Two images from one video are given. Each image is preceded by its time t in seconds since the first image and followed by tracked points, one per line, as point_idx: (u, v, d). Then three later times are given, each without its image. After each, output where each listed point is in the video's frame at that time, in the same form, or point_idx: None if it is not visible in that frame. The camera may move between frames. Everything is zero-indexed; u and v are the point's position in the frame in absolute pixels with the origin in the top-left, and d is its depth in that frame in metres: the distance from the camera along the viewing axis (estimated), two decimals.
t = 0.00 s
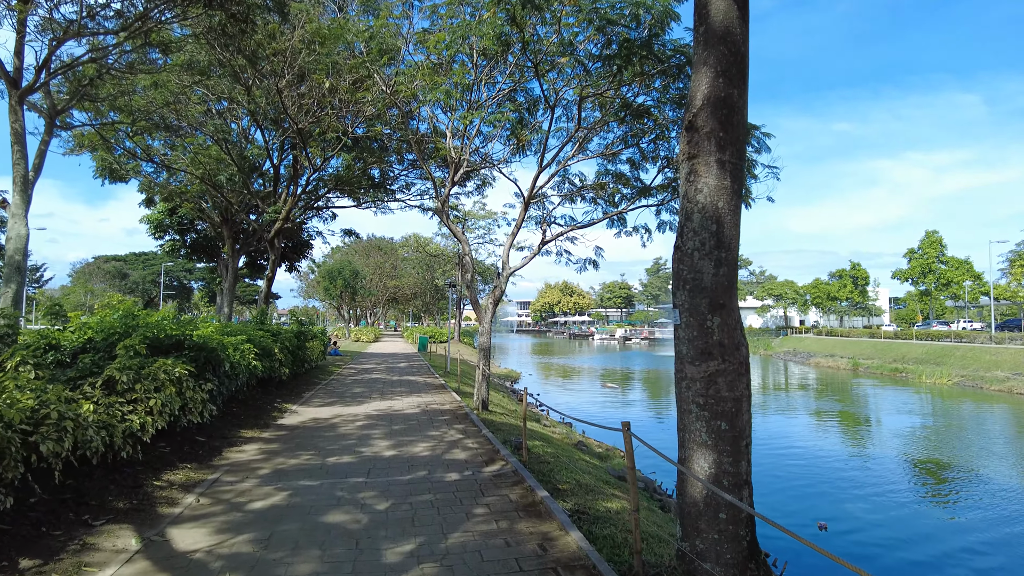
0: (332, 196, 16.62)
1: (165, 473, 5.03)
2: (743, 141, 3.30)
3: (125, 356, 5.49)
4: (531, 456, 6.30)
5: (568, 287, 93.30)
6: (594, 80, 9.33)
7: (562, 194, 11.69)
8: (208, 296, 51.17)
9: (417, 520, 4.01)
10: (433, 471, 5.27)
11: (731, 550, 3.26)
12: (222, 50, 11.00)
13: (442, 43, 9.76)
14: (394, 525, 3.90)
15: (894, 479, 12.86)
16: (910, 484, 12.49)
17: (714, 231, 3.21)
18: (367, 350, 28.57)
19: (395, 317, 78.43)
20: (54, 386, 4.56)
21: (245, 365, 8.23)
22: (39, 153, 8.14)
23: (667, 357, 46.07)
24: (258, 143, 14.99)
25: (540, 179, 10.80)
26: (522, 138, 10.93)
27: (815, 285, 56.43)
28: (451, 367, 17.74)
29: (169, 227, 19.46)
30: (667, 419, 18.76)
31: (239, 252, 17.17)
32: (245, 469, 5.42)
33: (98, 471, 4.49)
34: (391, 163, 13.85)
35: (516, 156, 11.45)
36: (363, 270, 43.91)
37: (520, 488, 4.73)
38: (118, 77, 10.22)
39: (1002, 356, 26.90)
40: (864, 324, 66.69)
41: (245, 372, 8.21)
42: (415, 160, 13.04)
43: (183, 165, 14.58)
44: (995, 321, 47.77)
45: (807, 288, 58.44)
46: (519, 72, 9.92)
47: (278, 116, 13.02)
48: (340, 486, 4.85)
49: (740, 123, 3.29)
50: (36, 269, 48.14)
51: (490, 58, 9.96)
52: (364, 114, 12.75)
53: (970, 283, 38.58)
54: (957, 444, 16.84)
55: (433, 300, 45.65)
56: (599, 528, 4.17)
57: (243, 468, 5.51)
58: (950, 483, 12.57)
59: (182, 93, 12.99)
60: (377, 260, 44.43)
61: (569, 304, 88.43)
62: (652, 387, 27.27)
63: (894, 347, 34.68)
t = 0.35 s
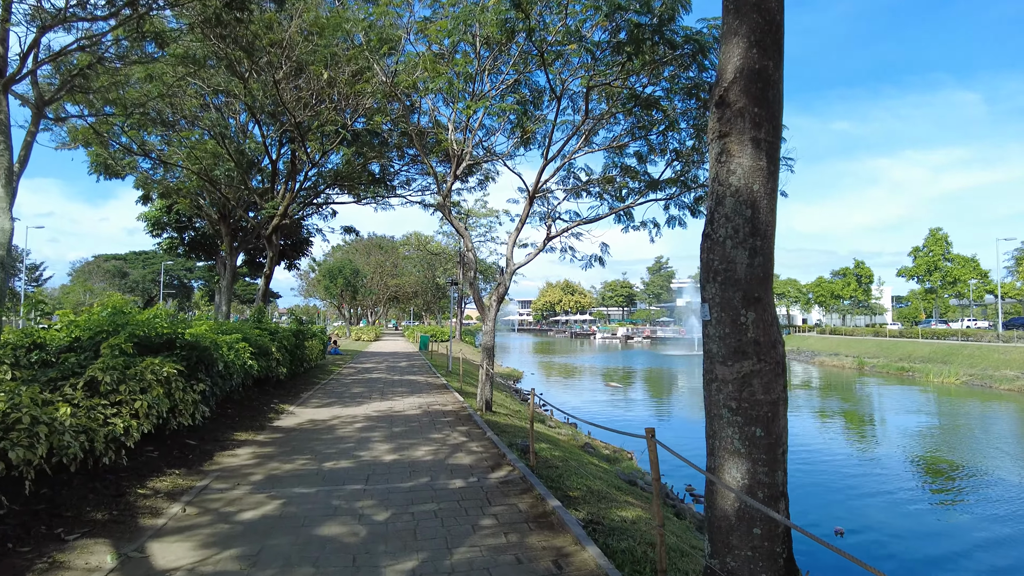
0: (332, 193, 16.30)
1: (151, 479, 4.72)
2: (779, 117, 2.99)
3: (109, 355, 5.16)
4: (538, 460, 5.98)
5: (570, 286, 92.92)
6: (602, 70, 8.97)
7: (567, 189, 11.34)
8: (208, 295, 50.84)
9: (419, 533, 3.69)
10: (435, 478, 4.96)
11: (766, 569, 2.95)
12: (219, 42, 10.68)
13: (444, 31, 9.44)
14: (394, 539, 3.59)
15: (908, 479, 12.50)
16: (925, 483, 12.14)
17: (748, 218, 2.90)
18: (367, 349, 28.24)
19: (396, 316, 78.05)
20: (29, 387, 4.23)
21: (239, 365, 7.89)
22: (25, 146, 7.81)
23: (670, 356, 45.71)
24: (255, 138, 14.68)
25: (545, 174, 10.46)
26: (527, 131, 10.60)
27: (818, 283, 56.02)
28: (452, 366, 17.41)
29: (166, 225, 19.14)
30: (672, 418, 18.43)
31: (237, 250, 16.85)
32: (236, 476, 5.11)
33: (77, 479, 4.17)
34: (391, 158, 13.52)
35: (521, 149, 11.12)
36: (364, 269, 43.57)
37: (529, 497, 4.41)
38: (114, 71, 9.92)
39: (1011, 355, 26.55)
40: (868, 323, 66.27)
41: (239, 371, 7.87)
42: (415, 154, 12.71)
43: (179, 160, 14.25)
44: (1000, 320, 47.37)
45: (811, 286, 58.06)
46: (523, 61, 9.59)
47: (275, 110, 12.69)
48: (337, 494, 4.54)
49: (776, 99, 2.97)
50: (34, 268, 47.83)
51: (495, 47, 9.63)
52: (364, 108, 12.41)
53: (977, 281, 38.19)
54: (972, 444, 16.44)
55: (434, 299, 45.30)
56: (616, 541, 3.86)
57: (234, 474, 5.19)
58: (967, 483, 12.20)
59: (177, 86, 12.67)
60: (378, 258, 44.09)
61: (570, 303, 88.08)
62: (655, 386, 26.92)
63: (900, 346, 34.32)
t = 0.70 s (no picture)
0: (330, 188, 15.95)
1: (133, 490, 4.36)
2: (830, 91, 2.66)
3: (93, 358, 4.80)
4: (548, 467, 5.64)
5: (570, 284, 92.58)
6: (610, 59, 8.61)
7: (573, 183, 11.00)
8: (207, 293, 50.51)
9: (424, 553, 3.36)
10: (439, 488, 4.62)
11: None
12: (215, 33, 10.33)
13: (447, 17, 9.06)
14: (396, 560, 3.26)
15: (921, 479, 12.17)
16: (937, 483, 11.82)
17: (797, 204, 2.58)
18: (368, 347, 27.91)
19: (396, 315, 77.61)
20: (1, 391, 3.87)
21: (233, 365, 7.54)
22: (8, 137, 7.46)
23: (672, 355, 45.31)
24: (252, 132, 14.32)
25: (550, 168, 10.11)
26: (532, 123, 10.25)
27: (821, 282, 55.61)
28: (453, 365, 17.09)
29: (163, 222, 18.79)
30: (676, 418, 18.09)
31: (234, 246, 16.49)
32: (226, 485, 4.77)
33: (51, 491, 3.82)
34: (391, 151, 13.17)
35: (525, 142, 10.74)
36: (364, 267, 43.21)
37: (542, 510, 4.07)
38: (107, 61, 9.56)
39: (1019, 355, 26.23)
40: (870, 322, 65.92)
41: (233, 372, 7.52)
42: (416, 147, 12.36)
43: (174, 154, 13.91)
44: (1003, 319, 47.12)
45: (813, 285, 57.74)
46: (529, 50, 9.24)
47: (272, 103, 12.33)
48: (334, 506, 4.21)
49: (829, 70, 2.64)
50: (32, 265, 47.35)
51: (499, 35, 9.28)
52: (364, 100, 12.07)
53: (981, 280, 37.87)
54: (983, 444, 16.11)
55: (434, 297, 44.98)
56: (638, 561, 3.51)
57: (224, 483, 4.84)
58: (981, 484, 11.87)
59: (172, 77, 12.31)
60: (378, 256, 43.75)
61: (571, 301, 87.77)
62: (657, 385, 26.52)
63: (904, 345, 34.03)
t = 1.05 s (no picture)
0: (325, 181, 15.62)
1: (112, 498, 4.07)
2: (885, 57, 2.37)
3: (70, 355, 4.49)
4: (554, 470, 5.35)
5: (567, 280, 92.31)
6: (615, 45, 8.28)
7: (576, 174, 10.70)
8: (202, 289, 50.10)
9: (426, 569, 3.07)
10: (439, 494, 4.32)
11: None
12: (206, 19, 9.98)
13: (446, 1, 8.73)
14: None
15: (927, 475, 11.91)
16: (943, 478, 11.63)
17: (849, 184, 2.29)
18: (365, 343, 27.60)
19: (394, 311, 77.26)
20: None
21: (223, 362, 7.23)
22: None
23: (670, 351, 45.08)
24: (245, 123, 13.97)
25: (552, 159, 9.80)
26: (534, 112, 9.93)
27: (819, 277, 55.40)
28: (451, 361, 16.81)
29: (156, 216, 18.42)
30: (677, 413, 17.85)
31: (228, 241, 16.16)
32: (213, 491, 4.47)
33: (20, 500, 3.53)
34: (388, 141, 12.83)
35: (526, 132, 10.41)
36: (360, 262, 42.86)
37: (552, 520, 3.78)
38: (95, 48, 9.20)
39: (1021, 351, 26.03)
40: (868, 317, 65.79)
41: (223, 370, 7.22)
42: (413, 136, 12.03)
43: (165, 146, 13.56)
44: (1002, 315, 46.99)
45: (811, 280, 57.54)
46: (532, 35, 8.91)
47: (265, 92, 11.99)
48: (328, 515, 3.91)
49: (883, 33, 2.35)
50: (25, 260, 46.85)
51: (500, 21, 8.95)
52: (360, 89, 11.74)
53: (982, 276, 37.69)
54: (986, 439, 15.95)
55: (431, 293, 44.67)
56: None
57: (210, 488, 4.54)
58: (987, 479, 11.68)
59: (163, 66, 11.95)
60: (375, 251, 43.39)
61: (568, 297, 87.53)
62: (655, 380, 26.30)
63: (904, 341, 33.85)
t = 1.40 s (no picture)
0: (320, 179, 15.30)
1: (82, 518, 3.75)
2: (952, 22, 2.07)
3: (40, 362, 4.13)
4: (560, 482, 5.03)
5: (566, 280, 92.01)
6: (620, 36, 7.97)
7: (578, 171, 10.39)
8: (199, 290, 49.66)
9: None
10: (438, 511, 4.01)
11: None
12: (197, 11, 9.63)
13: None
14: None
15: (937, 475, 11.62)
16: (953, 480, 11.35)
17: (914, 165, 1.98)
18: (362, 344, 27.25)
19: (392, 312, 76.83)
20: None
21: (212, 366, 6.90)
22: None
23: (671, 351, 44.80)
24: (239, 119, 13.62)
25: (554, 154, 9.48)
26: (536, 106, 9.60)
27: (820, 277, 55.18)
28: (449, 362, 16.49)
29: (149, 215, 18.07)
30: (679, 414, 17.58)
31: (222, 240, 15.83)
32: (195, 508, 4.14)
33: None
34: (384, 137, 12.50)
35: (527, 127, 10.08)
36: (358, 262, 42.50)
37: (562, 543, 3.47)
38: (83, 42, 8.88)
39: None
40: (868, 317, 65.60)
41: (212, 375, 6.88)
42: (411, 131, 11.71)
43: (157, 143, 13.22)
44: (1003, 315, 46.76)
45: (811, 280, 57.31)
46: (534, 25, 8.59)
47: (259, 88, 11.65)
48: (317, 536, 3.59)
49: None
50: (20, 261, 46.34)
51: (500, 12, 8.63)
52: (357, 84, 11.41)
53: (984, 275, 37.46)
54: (993, 440, 15.69)
55: (430, 293, 44.32)
56: None
57: (191, 505, 4.22)
58: (997, 480, 11.41)
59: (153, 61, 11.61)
60: (373, 251, 43.04)
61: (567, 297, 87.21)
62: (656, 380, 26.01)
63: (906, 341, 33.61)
